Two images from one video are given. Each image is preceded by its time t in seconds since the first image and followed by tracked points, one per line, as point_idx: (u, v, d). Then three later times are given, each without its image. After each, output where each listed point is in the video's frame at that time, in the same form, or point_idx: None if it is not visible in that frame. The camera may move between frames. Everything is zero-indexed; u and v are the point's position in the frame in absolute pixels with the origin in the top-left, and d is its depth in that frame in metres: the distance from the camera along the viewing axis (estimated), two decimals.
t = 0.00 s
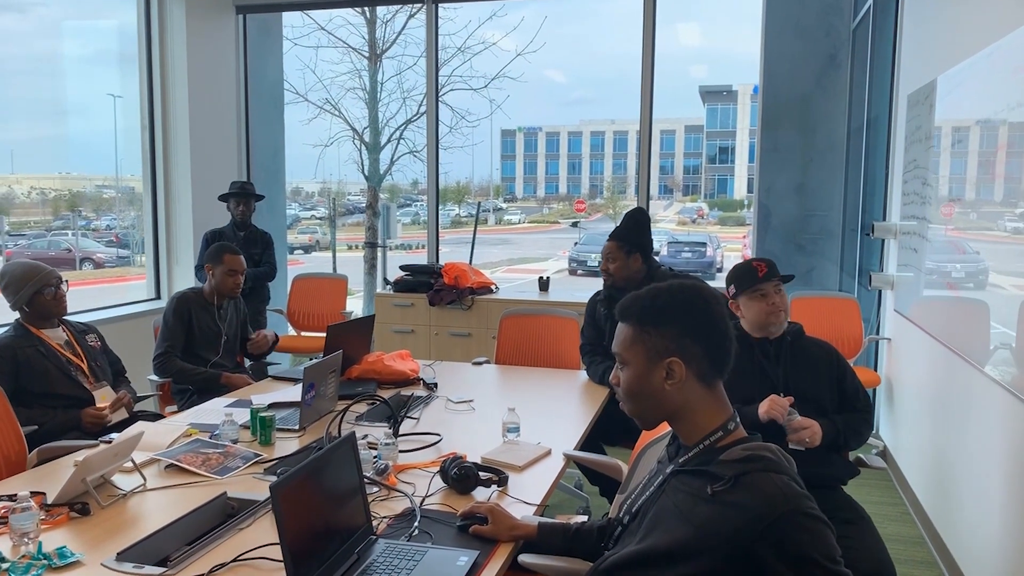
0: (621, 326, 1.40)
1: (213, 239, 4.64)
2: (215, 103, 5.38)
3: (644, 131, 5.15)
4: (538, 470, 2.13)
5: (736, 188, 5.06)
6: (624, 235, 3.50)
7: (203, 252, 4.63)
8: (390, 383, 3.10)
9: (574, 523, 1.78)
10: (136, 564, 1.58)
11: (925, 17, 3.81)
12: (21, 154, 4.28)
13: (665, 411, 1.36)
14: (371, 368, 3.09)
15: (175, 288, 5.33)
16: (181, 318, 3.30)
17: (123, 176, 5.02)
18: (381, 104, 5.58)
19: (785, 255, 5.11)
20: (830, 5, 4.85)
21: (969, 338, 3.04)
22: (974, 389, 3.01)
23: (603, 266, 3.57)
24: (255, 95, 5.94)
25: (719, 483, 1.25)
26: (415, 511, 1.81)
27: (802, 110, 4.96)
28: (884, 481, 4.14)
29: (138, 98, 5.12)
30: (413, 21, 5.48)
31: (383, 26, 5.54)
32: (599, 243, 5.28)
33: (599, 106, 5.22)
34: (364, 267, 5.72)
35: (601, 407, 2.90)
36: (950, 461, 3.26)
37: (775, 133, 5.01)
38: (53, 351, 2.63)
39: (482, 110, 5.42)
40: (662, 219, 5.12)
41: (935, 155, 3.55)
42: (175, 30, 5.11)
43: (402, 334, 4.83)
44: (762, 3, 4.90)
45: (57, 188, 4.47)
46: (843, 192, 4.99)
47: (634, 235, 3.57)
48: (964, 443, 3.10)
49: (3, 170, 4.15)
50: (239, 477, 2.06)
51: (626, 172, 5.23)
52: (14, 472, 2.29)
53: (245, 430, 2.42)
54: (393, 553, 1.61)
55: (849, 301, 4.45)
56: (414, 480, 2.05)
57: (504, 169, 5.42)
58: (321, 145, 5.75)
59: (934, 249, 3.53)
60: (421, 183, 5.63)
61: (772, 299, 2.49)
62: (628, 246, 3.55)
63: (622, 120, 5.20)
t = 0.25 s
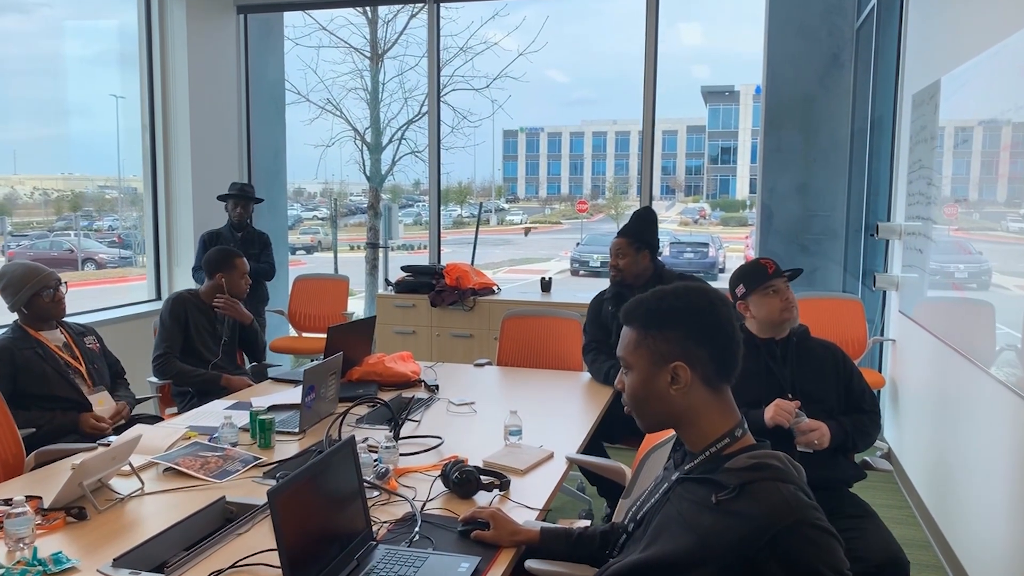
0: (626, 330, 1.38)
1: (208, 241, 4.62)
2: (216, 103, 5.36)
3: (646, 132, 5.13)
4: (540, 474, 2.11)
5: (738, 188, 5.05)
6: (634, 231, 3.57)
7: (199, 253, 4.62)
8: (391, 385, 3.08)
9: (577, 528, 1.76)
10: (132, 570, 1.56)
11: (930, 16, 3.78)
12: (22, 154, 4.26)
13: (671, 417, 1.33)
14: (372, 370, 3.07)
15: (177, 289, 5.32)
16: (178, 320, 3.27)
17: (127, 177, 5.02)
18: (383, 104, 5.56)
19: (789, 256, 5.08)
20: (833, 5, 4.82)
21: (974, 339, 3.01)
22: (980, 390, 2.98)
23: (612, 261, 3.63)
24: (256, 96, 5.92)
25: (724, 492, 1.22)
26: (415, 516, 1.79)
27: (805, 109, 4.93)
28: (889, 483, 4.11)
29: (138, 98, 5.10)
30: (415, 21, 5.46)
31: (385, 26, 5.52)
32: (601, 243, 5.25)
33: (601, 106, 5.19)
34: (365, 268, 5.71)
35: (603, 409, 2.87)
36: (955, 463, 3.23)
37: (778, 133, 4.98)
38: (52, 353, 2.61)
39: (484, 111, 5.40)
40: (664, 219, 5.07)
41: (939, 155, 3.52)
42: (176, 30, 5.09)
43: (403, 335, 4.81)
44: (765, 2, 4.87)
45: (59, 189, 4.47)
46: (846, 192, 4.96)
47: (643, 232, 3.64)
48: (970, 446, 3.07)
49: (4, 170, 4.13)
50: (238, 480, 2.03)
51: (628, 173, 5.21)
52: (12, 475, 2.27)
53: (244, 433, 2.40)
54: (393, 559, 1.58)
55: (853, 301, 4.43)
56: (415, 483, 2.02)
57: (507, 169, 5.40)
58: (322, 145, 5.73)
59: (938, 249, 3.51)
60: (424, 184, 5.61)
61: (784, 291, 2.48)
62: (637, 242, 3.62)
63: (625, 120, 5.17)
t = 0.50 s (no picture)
0: (632, 334, 1.37)
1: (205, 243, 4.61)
2: (219, 104, 5.36)
3: (648, 134, 5.13)
4: (545, 478, 2.09)
5: (739, 190, 5.06)
6: (641, 230, 3.70)
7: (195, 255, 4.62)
8: (394, 387, 3.07)
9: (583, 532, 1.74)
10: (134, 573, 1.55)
11: (934, 18, 3.77)
12: (22, 154, 4.25)
13: (681, 422, 1.32)
14: (375, 372, 3.06)
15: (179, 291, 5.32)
16: (182, 324, 3.26)
17: (129, 179, 5.03)
18: (385, 106, 5.55)
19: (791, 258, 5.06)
20: (835, 7, 4.83)
21: (979, 342, 3.00)
22: (984, 394, 2.97)
23: (618, 257, 3.74)
24: (258, 98, 5.92)
25: (730, 498, 1.22)
26: (419, 519, 1.78)
27: (808, 111, 4.93)
28: (893, 486, 4.09)
29: (140, 99, 5.10)
30: (417, 23, 5.46)
31: (387, 28, 5.52)
32: (602, 245, 5.23)
33: (603, 108, 5.18)
34: (367, 269, 5.72)
35: (606, 412, 2.86)
36: (960, 467, 3.22)
37: (781, 135, 4.96)
38: (54, 355, 2.60)
39: (486, 113, 5.40)
40: (666, 220, 5.06)
41: (942, 157, 3.51)
42: (179, 32, 5.10)
43: (406, 338, 4.80)
44: (768, 4, 4.86)
45: (61, 190, 4.48)
46: (849, 194, 4.95)
47: (647, 230, 3.75)
48: (974, 449, 3.05)
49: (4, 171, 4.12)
50: (241, 484, 2.02)
51: (629, 175, 5.20)
52: (14, 478, 2.26)
53: (248, 435, 2.39)
54: (397, 563, 1.57)
55: (855, 304, 4.41)
56: (419, 487, 2.01)
57: (508, 172, 5.39)
58: (324, 147, 5.73)
59: (941, 251, 3.50)
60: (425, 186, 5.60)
61: (793, 288, 2.51)
62: (643, 241, 3.74)
63: (627, 122, 5.17)
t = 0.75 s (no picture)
0: (638, 339, 1.38)
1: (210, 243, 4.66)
2: (222, 105, 5.37)
3: (649, 136, 5.14)
4: (551, 479, 2.10)
5: (739, 192, 5.06)
6: (644, 230, 3.80)
7: (200, 252, 4.66)
8: (398, 389, 3.08)
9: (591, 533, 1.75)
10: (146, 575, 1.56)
11: (935, 21, 3.79)
12: (22, 155, 4.23)
13: (691, 425, 1.33)
14: (379, 374, 3.06)
15: (182, 293, 5.33)
16: (188, 326, 3.27)
17: (129, 179, 5.02)
18: (387, 107, 5.57)
19: (791, 259, 5.08)
20: (836, 10, 4.84)
21: (980, 342, 3.01)
22: (985, 394, 2.98)
23: (623, 257, 3.83)
24: (260, 100, 5.93)
25: (738, 500, 1.22)
26: (428, 521, 1.79)
27: (808, 113, 4.94)
28: (894, 488, 4.10)
29: (142, 100, 5.11)
30: (419, 25, 5.47)
31: (389, 30, 5.53)
32: (602, 247, 5.23)
33: (603, 109, 5.19)
34: (368, 271, 5.71)
35: (610, 413, 2.87)
36: (962, 469, 3.22)
37: (781, 137, 4.98)
38: (60, 358, 2.61)
39: (488, 114, 5.42)
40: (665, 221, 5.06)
41: (944, 160, 3.52)
42: (181, 33, 5.10)
43: (408, 339, 4.81)
44: (768, 6, 4.87)
45: (60, 191, 4.46)
46: (850, 196, 4.96)
47: (650, 231, 3.85)
48: (976, 451, 3.06)
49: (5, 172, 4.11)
50: (249, 485, 2.03)
51: (628, 176, 5.21)
52: (21, 480, 2.27)
53: (254, 437, 2.40)
54: (407, 564, 1.58)
55: (856, 305, 4.43)
56: (426, 488, 2.02)
57: (507, 173, 5.42)
58: (326, 149, 5.74)
59: (941, 254, 3.51)
60: (425, 187, 5.61)
61: (788, 291, 2.51)
62: (646, 241, 3.83)
63: (628, 123, 5.18)
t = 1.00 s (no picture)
0: (658, 342, 1.39)
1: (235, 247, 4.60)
2: (227, 106, 5.37)
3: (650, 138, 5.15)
4: (565, 479, 2.12)
5: (735, 192, 5.04)
6: (652, 231, 3.89)
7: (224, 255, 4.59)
8: (407, 390, 3.09)
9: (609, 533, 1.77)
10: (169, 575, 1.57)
11: (938, 24, 3.81)
12: (25, 155, 4.22)
13: (711, 426, 1.34)
14: (388, 375, 3.08)
15: (186, 294, 5.33)
16: (196, 326, 3.28)
17: (126, 179, 4.96)
18: (389, 109, 5.58)
19: (792, 260, 5.10)
20: (837, 12, 4.87)
21: (982, 343, 3.03)
22: (989, 395, 3.00)
23: (629, 256, 3.90)
24: (263, 101, 5.95)
25: (760, 499, 1.23)
26: (445, 521, 1.81)
27: (808, 114, 4.96)
28: (898, 488, 4.13)
29: (146, 101, 5.11)
30: (421, 26, 5.48)
31: (391, 32, 5.54)
32: (600, 248, 5.20)
33: (603, 110, 5.19)
34: (371, 272, 5.68)
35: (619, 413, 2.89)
36: (966, 469, 3.24)
37: (783, 138, 4.99)
38: (73, 359, 2.62)
39: (491, 116, 5.43)
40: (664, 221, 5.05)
41: (945, 162, 3.55)
42: (187, 33, 5.11)
43: (413, 340, 4.82)
44: (770, 7, 4.88)
45: (56, 191, 4.39)
46: (851, 197, 4.99)
47: (658, 232, 3.94)
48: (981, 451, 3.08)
49: (9, 172, 4.11)
50: (266, 486, 2.05)
51: (625, 177, 5.22)
52: (37, 480, 2.28)
53: (267, 438, 2.42)
54: (428, 564, 1.60)
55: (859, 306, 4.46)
56: (442, 488, 2.04)
57: (504, 173, 5.43)
58: (328, 149, 5.75)
59: (944, 256, 3.53)
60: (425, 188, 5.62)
61: (785, 294, 2.55)
62: (653, 242, 3.92)
63: (629, 124, 5.18)
